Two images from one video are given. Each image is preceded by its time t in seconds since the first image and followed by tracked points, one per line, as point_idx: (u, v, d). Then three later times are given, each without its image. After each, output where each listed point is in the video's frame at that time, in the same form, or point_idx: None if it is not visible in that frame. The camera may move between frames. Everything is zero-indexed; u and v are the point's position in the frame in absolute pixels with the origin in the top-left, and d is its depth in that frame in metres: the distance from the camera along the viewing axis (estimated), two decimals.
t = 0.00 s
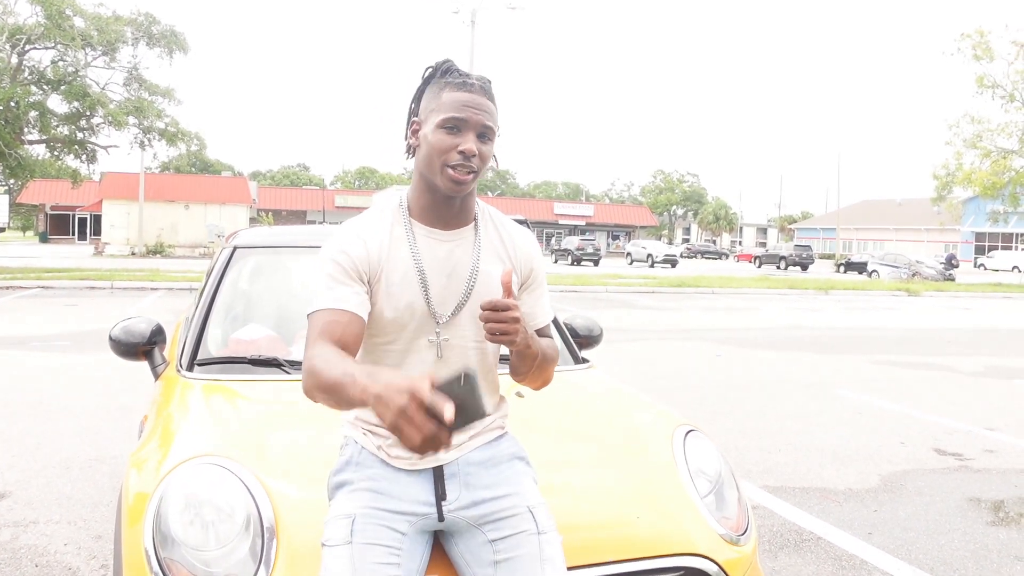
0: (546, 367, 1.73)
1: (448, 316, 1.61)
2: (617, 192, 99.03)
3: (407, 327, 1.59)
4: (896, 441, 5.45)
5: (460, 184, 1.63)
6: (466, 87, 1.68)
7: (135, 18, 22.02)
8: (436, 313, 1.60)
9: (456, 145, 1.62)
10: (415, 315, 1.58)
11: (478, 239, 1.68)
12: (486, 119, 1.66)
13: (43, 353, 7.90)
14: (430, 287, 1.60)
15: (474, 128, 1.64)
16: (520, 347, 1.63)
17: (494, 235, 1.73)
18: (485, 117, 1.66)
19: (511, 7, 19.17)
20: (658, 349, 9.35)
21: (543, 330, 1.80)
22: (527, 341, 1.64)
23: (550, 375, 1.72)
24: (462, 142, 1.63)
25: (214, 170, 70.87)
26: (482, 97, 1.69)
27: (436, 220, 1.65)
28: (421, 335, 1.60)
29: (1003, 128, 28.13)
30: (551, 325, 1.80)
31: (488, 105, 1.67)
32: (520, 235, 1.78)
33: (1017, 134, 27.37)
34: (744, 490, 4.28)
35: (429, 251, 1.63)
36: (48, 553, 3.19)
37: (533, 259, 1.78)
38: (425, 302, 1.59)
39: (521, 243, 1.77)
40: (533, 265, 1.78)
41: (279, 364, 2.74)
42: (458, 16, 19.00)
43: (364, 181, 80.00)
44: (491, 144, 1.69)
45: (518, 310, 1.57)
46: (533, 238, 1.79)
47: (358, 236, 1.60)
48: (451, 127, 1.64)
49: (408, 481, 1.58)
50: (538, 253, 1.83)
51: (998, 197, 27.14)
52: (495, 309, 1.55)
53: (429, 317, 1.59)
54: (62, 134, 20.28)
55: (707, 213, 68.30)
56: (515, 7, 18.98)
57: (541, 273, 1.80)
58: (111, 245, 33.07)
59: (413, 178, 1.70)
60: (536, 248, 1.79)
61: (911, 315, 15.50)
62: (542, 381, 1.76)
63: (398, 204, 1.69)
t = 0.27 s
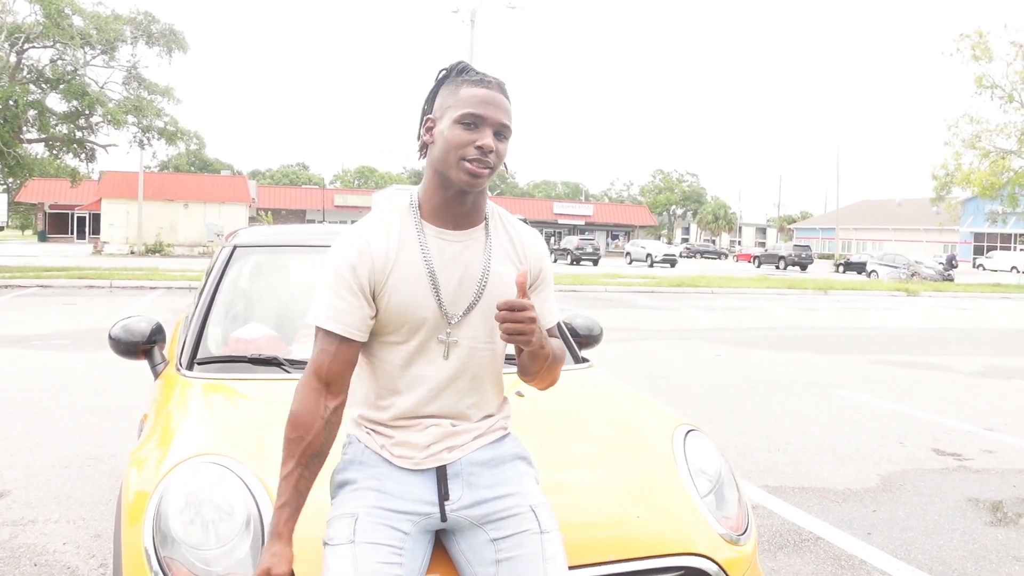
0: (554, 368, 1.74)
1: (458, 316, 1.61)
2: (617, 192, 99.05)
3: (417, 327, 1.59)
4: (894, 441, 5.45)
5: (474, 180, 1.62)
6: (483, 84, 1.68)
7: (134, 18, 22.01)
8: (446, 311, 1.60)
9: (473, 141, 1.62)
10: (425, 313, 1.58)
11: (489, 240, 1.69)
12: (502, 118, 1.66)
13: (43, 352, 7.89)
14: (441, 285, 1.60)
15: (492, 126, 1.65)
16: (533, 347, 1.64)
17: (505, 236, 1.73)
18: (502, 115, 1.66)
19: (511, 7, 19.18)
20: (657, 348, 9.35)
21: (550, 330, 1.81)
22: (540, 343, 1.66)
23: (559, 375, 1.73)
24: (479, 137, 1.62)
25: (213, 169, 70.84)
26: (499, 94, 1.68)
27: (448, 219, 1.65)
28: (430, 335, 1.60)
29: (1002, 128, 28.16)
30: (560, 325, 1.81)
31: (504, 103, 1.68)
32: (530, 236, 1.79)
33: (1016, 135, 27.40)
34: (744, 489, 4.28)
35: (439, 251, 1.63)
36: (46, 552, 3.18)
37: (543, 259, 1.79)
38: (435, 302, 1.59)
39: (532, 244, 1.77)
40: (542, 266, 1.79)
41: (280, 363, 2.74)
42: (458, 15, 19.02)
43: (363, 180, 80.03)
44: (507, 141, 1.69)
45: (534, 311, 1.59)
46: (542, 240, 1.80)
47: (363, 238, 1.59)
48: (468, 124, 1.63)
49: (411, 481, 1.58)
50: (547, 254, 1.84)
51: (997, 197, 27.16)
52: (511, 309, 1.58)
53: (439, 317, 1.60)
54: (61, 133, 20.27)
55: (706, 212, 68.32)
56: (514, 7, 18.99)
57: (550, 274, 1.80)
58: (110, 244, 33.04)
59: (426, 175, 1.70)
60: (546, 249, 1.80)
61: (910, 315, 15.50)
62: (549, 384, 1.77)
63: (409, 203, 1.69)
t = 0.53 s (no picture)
0: (558, 371, 1.72)
1: (452, 314, 1.61)
2: (619, 192, 99.02)
3: (408, 325, 1.60)
4: (896, 442, 5.46)
5: (469, 180, 1.62)
6: (480, 83, 1.68)
7: (136, 15, 22.00)
8: (439, 310, 1.60)
9: (467, 139, 1.62)
10: (416, 310, 1.59)
11: (489, 239, 1.68)
12: (497, 115, 1.66)
13: (44, 350, 7.89)
14: (435, 283, 1.60)
15: (487, 124, 1.64)
16: (530, 352, 1.63)
17: (507, 236, 1.71)
18: (497, 114, 1.66)
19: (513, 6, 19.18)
20: (660, 349, 9.34)
21: (556, 334, 1.79)
22: (537, 348, 1.64)
23: (562, 379, 1.71)
24: (472, 136, 1.62)
25: (215, 167, 70.81)
26: (495, 93, 1.68)
27: (443, 218, 1.65)
28: (424, 333, 1.61)
29: (1004, 129, 28.12)
30: (565, 329, 1.79)
31: (500, 100, 1.67)
32: (533, 237, 1.78)
33: (1018, 136, 27.36)
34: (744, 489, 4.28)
35: (434, 248, 1.63)
36: (48, 549, 3.19)
37: (547, 261, 1.77)
38: (429, 300, 1.59)
39: (534, 244, 1.76)
40: (545, 269, 1.76)
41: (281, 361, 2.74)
42: (460, 15, 19.02)
43: (365, 179, 80.07)
44: (503, 139, 1.68)
45: (527, 315, 1.57)
46: (547, 240, 1.78)
47: (354, 238, 1.59)
48: (462, 123, 1.64)
49: (408, 479, 1.58)
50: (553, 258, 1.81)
51: (999, 198, 27.12)
52: (505, 316, 1.57)
53: (433, 314, 1.60)
54: (63, 131, 20.29)
55: (708, 213, 68.32)
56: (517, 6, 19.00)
57: (554, 277, 1.78)
58: (112, 241, 33.03)
59: (423, 175, 1.71)
60: (550, 250, 1.78)
61: (912, 316, 15.48)
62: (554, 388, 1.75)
63: (406, 203, 1.69)
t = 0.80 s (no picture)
0: (549, 364, 1.73)
1: (448, 310, 1.61)
2: (618, 191, 99.01)
3: (404, 321, 1.59)
4: (895, 440, 5.46)
5: (465, 176, 1.63)
6: (475, 80, 1.68)
7: (135, 16, 22.01)
8: (434, 306, 1.60)
9: (463, 137, 1.62)
10: (412, 307, 1.59)
11: (481, 235, 1.69)
12: (492, 113, 1.66)
13: (45, 350, 7.89)
14: (430, 280, 1.60)
15: (482, 121, 1.64)
16: (518, 334, 1.62)
17: (498, 234, 1.73)
18: (492, 111, 1.66)
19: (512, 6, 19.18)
20: (659, 347, 9.33)
21: (548, 327, 1.79)
22: (521, 327, 1.62)
23: (552, 373, 1.71)
24: (470, 133, 1.62)
25: (214, 168, 70.83)
26: (489, 91, 1.68)
27: (436, 215, 1.65)
28: (419, 329, 1.60)
29: (1003, 127, 28.11)
30: (557, 321, 1.79)
31: (494, 98, 1.68)
32: (524, 233, 1.79)
33: (1017, 134, 27.35)
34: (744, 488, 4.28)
35: (429, 246, 1.63)
36: (49, 550, 3.19)
37: (536, 255, 1.78)
38: (424, 296, 1.59)
39: (525, 240, 1.77)
40: (536, 260, 1.77)
41: (280, 361, 2.74)
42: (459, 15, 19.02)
43: (365, 179, 80.11)
44: (497, 137, 1.69)
45: (510, 292, 1.58)
46: (537, 236, 1.79)
47: (349, 235, 1.60)
48: (459, 120, 1.63)
49: (406, 478, 1.58)
50: (544, 253, 1.82)
51: (998, 197, 27.11)
52: (487, 289, 1.57)
53: (428, 311, 1.60)
54: (62, 132, 20.30)
55: (707, 211, 68.37)
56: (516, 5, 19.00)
57: (545, 270, 1.78)
58: (112, 242, 32.96)
59: (416, 172, 1.71)
60: (541, 245, 1.79)
61: (912, 314, 15.47)
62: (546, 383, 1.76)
63: (398, 201, 1.69)
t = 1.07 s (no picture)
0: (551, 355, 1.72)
1: (453, 304, 1.61)
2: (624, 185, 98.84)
3: (410, 315, 1.58)
4: (902, 436, 5.44)
5: (462, 174, 1.63)
6: (470, 77, 1.67)
7: (142, 11, 22.02)
8: (441, 300, 1.60)
9: (461, 135, 1.62)
10: (418, 303, 1.58)
11: (480, 229, 1.69)
12: (488, 111, 1.65)
13: (52, 344, 7.93)
14: (437, 274, 1.61)
15: (479, 119, 1.64)
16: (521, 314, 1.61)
17: (497, 227, 1.73)
18: (488, 108, 1.65)
19: None
20: (665, 342, 9.33)
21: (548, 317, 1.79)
22: (528, 300, 1.60)
23: (555, 363, 1.71)
24: (467, 131, 1.62)
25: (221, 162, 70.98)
26: (484, 87, 1.68)
27: (436, 211, 1.65)
28: (427, 322, 1.60)
29: (1012, 122, 27.94)
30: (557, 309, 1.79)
31: (490, 94, 1.67)
32: (523, 227, 1.79)
33: None
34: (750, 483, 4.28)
35: (433, 243, 1.63)
36: (56, 543, 3.21)
37: (534, 244, 1.79)
38: (430, 290, 1.59)
39: (525, 235, 1.77)
40: (534, 249, 1.78)
41: (285, 356, 2.74)
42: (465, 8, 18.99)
43: (370, 173, 80.18)
44: (494, 134, 1.68)
45: (515, 263, 1.57)
46: (536, 230, 1.80)
47: (363, 229, 1.60)
48: (456, 118, 1.63)
49: (413, 473, 1.58)
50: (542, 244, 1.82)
51: (1006, 192, 26.96)
52: (491, 259, 1.56)
53: (433, 305, 1.59)
54: (70, 126, 20.36)
55: (713, 206, 68.20)
56: None
57: (542, 259, 1.80)
58: (118, 236, 33.05)
59: (414, 169, 1.70)
60: (538, 237, 1.80)
61: (919, 309, 15.41)
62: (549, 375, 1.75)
63: (398, 197, 1.69)
